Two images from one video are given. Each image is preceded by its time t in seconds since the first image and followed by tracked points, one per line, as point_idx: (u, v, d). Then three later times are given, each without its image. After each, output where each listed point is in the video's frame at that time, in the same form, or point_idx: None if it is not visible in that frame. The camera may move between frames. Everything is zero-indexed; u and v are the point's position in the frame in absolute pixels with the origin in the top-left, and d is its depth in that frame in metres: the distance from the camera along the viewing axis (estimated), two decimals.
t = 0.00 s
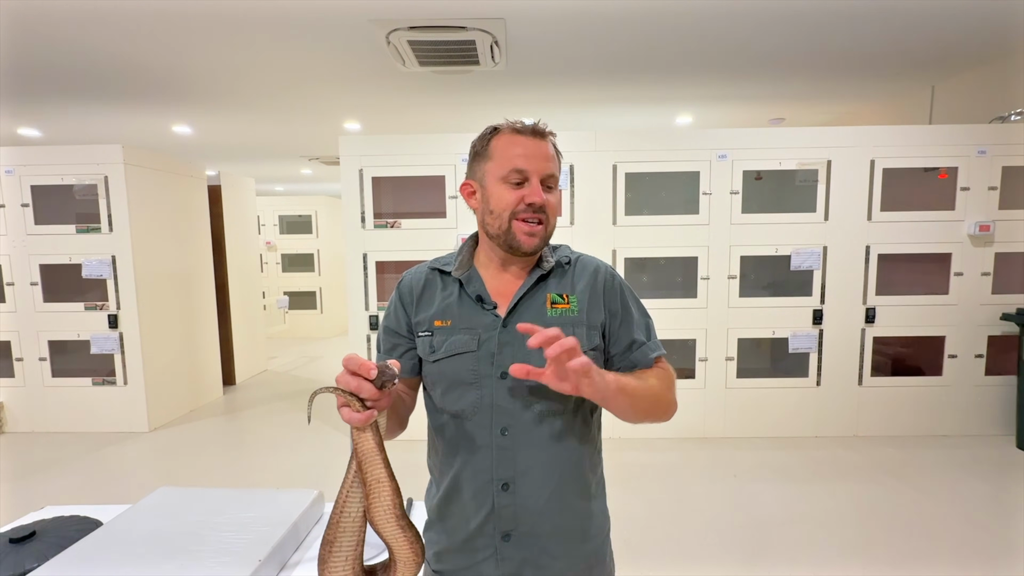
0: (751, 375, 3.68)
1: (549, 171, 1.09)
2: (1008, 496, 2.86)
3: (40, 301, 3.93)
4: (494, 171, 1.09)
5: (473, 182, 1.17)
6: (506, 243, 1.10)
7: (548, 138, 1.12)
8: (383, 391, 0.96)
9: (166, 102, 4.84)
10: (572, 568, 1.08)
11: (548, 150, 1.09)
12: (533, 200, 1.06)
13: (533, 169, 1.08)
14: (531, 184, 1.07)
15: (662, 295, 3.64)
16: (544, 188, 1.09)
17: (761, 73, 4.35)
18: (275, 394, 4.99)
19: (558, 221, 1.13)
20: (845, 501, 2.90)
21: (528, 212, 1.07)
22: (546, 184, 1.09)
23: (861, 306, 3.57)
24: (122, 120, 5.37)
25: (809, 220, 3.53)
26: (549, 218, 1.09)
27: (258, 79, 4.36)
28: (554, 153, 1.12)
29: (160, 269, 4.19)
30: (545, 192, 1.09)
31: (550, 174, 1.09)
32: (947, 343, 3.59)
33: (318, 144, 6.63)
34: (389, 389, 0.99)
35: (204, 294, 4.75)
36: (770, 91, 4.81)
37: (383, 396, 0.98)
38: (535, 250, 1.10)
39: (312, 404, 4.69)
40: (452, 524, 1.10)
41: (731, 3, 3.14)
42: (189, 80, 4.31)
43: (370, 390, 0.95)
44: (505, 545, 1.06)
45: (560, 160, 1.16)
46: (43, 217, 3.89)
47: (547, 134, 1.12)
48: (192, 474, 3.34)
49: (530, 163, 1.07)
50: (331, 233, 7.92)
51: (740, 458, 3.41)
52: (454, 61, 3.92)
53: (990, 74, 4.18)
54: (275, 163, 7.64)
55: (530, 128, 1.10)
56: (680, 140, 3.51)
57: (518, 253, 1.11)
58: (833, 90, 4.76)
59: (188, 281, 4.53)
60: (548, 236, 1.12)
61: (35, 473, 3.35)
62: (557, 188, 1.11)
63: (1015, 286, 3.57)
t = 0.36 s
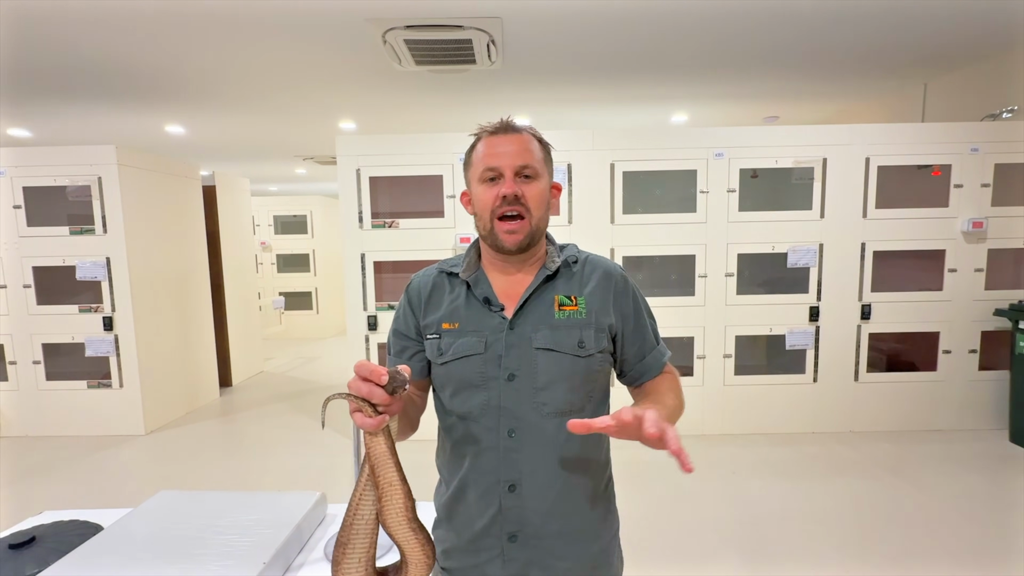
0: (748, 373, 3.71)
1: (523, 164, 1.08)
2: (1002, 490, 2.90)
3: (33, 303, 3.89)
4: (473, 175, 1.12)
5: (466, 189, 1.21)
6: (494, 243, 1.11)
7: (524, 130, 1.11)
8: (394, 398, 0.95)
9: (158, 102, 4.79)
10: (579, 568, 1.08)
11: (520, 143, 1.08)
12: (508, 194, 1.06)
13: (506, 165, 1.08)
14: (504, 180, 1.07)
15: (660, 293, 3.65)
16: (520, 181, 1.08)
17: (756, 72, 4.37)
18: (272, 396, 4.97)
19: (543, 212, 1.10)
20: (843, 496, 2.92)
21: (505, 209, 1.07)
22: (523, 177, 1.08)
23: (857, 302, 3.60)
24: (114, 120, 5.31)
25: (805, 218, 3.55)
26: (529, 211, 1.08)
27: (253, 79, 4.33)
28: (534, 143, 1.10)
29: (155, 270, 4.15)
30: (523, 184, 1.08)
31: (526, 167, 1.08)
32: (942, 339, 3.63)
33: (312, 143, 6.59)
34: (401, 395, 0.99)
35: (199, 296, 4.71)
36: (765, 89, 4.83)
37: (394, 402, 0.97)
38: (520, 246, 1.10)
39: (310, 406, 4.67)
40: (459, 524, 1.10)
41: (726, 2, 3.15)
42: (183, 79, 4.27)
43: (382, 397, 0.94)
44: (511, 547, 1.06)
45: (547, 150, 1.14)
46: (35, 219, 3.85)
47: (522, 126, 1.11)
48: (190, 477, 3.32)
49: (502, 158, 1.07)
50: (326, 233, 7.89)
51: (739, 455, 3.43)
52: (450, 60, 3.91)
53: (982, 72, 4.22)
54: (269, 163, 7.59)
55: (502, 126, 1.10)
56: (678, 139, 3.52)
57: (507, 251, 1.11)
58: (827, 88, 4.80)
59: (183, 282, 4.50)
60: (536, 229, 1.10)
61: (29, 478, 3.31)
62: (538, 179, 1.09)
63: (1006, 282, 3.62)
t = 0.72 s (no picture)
0: (745, 370, 3.73)
1: (539, 162, 1.08)
2: (996, 482, 2.94)
3: (23, 307, 3.83)
4: (488, 172, 1.11)
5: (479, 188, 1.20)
6: (508, 240, 1.10)
7: (540, 129, 1.11)
8: (412, 402, 0.97)
9: (149, 101, 4.73)
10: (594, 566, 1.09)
11: (536, 142, 1.08)
12: (524, 191, 1.06)
13: (523, 163, 1.08)
14: (522, 178, 1.07)
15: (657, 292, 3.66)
16: (536, 180, 1.08)
17: (750, 71, 4.39)
18: (267, 397, 4.93)
19: (557, 210, 1.10)
20: (841, 491, 2.95)
21: (522, 206, 1.06)
22: (539, 176, 1.08)
23: (852, 299, 3.64)
24: (104, 120, 5.24)
25: (800, 216, 3.58)
26: (545, 208, 1.08)
27: (245, 78, 4.28)
28: (549, 144, 1.11)
29: (147, 272, 4.10)
30: (538, 181, 1.08)
31: (542, 166, 1.08)
32: (935, 334, 3.67)
33: (305, 143, 6.54)
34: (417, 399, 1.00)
35: (193, 297, 4.66)
36: (758, 88, 4.86)
37: (411, 407, 0.99)
38: (534, 243, 1.09)
39: (306, 407, 4.63)
40: (473, 524, 1.11)
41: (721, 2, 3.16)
42: (173, 78, 4.21)
43: (400, 401, 0.96)
44: (527, 545, 1.07)
45: (560, 151, 1.15)
46: (24, 221, 3.78)
47: (539, 126, 1.11)
48: (186, 480, 3.28)
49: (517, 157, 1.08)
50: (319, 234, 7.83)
51: (737, 451, 3.46)
52: (445, 59, 3.89)
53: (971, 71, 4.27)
54: (261, 162, 7.52)
55: (518, 125, 1.11)
56: (674, 137, 3.53)
57: (520, 248, 1.11)
58: (819, 87, 4.84)
59: (176, 284, 4.45)
60: (550, 227, 1.10)
61: (21, 483, 3.26)
62: (553, 178, 1.09)
63: (997, 277, 3.67)
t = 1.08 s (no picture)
0: (737, 368, 3.77)
1: (475, 175, 1.07)
2: (982, 475, 3.01)
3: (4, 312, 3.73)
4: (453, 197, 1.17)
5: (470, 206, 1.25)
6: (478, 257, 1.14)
7: (480, 140, 1.11)
8: (427, 413, 0.95)
9: (133, 101, 4.64)
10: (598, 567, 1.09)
11: (470, 158, 1.08)
12: (467, 210, 1.08)
13: (462, 182, 1.09)
14: (464, 196, 1.09)
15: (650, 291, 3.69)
16: (479, 192, 1.08)
17: (738, 72, 4.44)
18: (257, 402, 4.86)
19: (508, 215, 1.07)
20: (832, 486, 2.99)
21: (470, 224, 1.09)
22: (481, 188, 1.08)
23: (840, 297, 3.70)
24: (85, 120, 5.12)
25: (789, 215, 3.63)
26: (491, 218, 1.07)
27: (232, 77, 4.22)
28: (488, 150, 1.09)
29: (132, 275, 4.02)
30: (480, 194, 1.07)
31: (480, 177, 1.07)
32: (920, 331, 3.75)
33: (293, 143, 6.46)
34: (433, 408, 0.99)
35: (180, 300, 4.59)
36: (746, 89, 4.92)
37: (426, 416, 0.97)
38: (493, 253, 1.09)
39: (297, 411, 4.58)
40: (478, 527, 1.11)
41: (710, 4, 3.19)
42: (158, 78, 4.13)
43: (415, 412, 0.94)
44: (531, 550, 1.07)
45: (508, 149, 1.10)
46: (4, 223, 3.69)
47: (476, 138, 1.11)
48: (176, 488, 3.23)
49: (458, 177, 1.10)
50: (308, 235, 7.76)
51: (730, 449, 3.49)
52: (436, 60, 3.87)
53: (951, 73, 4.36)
54: (247, 163, 7.43)
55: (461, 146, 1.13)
56: (666, 138, 3.56)
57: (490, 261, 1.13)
58: (805, 88, 4.91)
59: (163, 287, 4.37)
60: (506, 233, 1.08)
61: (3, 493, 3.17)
62: (495, 184, 1.07)
63: (979, 274, 3.76)
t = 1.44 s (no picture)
0: (728, 368, 3.80)
1: (507, 169, 1.07)
2: (968, 472, 3.06)
3: None
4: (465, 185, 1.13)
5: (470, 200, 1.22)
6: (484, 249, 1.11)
7: (511, 135, 1.10)
8: (424, 423, 0.95)
9: (116, 102, 4.55)
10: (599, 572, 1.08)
11: (505, 150, 1.08)
12: (493, 199, 1.06)
13: (490, 173, 1.07)
14: (491, 187, 1.07)
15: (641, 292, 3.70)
16: (507, 186, 1.07)
17: (726, 75, 4.48)
18: (246, 407, 4.79)
19: (532, 214, 1.08)
20: (823, 484, 3.03)
21: (491, 213, 1.06)
22: (509, 181, 1.07)
23: (828, 297, 3.75)
24: (66, 121, 5.01)
25: (778, 217, 3.67)
26: (515, 214, 1.06)
27: (219, 78, 4.16)
28: (522, 147, 1.10)
29: (117, 280, 3.94)
30: (509, 188, 1.07)
31: (511, 171, 1.07)
32: (906, 330, 3.81)
33: (280, 145, 6.39)
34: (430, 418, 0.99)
35: (165, 305, 4.50)
36: (734, 92, 4.97)
37: (423, 427, 0.98)
38: (509, 249, 1.08)
39: (287, 416, 4.52)
40: (478, 534, 1.10)
41: (699, 9, 3.23)
42: (142, 78, 4.06)
43: (411, 423, 0.94)
44: (531, 555, 1.06)
45: (537, 152, 1.13)
46: None
47: (509, 132, 1.11)
48: (164, 497, 3.16)
49: (487, 165, 1.08)
50: (296, 238, 7.67)
51: (722, 449, 3.51)
52: (427, 62, 3.86)
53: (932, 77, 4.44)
54: (234, 165, 7.33)
55: (490, 136, 1.12)
56: (657, 140, 3.58)
57: (499, 256, 1.10)
58: (791, 91, 4.98)
59: (148, 292, 4.29)
60: (525, 231, 1.08)
61: None
62: (524, 182, 1.07)
63: (962, 274, 3.84)
